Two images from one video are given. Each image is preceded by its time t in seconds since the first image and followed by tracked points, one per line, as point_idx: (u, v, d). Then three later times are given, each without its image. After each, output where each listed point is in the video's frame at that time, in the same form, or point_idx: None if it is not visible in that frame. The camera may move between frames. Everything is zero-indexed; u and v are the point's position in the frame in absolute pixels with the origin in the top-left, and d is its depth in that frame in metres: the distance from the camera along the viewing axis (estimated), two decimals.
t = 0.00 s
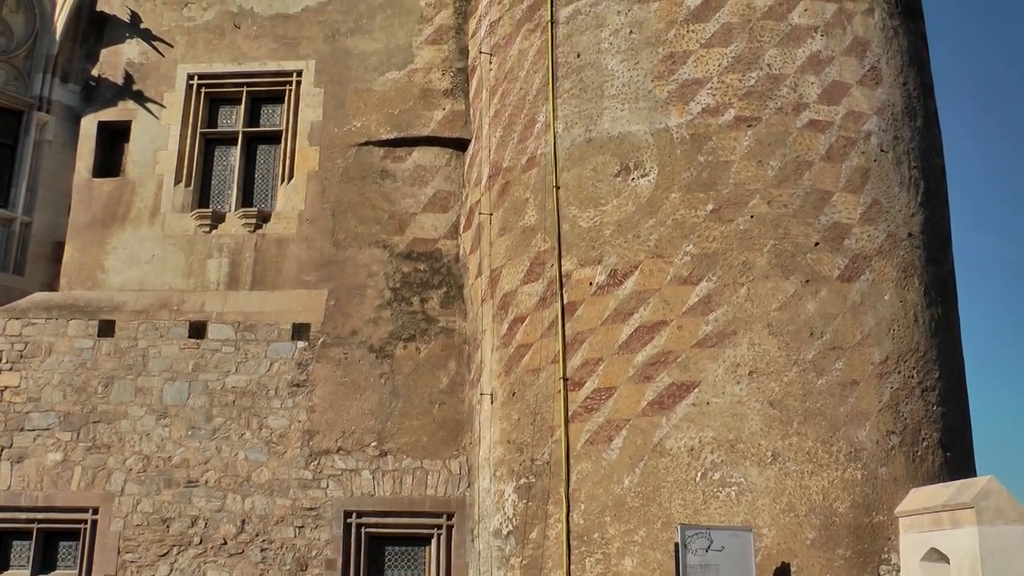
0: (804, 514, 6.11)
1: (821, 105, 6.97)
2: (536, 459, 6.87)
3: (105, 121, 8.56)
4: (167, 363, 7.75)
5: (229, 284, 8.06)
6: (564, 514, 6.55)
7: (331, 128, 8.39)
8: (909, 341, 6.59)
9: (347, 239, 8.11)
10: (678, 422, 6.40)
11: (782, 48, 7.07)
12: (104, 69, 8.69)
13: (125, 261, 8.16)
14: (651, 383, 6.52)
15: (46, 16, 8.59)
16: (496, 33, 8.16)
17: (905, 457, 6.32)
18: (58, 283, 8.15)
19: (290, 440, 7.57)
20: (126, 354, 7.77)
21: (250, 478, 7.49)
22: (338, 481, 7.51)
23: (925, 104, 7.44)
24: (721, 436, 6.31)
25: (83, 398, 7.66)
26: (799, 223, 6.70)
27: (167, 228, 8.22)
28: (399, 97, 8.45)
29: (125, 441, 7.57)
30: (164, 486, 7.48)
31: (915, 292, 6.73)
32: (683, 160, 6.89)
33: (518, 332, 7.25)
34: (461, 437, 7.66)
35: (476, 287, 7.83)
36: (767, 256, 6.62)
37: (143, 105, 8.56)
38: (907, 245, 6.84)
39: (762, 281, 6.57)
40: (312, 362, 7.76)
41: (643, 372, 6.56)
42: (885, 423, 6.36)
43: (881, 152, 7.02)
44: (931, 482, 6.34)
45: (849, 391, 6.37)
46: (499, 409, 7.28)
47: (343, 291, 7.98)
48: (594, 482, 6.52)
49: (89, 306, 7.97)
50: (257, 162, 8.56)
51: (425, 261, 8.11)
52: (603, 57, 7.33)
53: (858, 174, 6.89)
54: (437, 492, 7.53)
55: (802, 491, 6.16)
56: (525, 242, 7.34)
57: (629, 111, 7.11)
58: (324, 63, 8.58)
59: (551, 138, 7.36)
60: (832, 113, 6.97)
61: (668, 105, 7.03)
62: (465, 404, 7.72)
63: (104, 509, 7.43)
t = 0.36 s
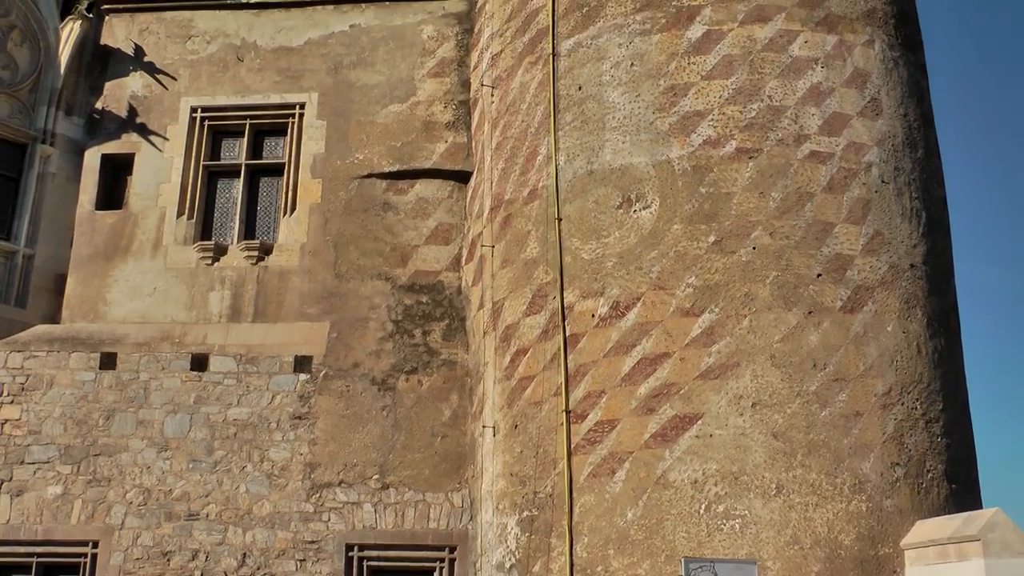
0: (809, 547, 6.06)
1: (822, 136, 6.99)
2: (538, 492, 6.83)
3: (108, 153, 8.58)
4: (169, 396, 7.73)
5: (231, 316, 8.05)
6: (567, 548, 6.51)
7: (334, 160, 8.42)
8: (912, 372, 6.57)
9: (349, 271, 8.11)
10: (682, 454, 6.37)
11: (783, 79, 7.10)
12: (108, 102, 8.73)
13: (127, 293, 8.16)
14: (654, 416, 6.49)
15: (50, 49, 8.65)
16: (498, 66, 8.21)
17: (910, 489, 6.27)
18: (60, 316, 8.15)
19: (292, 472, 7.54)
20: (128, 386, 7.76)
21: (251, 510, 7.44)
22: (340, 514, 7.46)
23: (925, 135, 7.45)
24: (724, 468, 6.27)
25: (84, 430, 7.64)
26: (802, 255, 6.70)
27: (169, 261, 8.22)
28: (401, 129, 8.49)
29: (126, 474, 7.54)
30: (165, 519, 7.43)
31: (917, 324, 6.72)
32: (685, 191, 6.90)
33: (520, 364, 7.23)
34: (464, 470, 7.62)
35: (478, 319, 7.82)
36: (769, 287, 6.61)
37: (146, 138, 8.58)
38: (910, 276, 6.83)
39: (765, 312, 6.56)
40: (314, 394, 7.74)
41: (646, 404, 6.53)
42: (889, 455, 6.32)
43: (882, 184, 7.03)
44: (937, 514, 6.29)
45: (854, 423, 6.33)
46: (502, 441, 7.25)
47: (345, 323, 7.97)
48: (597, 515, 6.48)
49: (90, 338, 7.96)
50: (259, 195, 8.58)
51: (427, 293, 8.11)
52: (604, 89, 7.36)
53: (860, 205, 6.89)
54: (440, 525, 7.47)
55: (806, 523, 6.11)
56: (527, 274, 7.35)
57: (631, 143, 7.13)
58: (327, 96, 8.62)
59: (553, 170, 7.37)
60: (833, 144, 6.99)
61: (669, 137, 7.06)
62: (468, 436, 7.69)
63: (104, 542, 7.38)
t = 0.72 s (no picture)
0: None
1: (823, 166, 7.00)
2: (541, 523, 6.81)
3: (111, 185, 8.62)
4: (170, 427, 7.70)
5: (233, 347, 8.03)
6: None
7: (336, 191, 8.44)
8: (916, 403, 6.53)
9: (351, 302, 8.11)
10: (685, 485, 6.31)
11: (784, 109, 7.12)
12: (112, 133, 8.79)
13: (129, 324, 8.15)
14: (657, 446, 6.45)
15: (54, 81, 8.67)
16: (500, 97, 8.25)
17: (916, 520, 6.19)
18: (62, 347, 8.14)
19: (293, 504, 7.49)
20: (129, 418, 7.74)
21: (252, 542, 7.39)
22: (341, 545, 7.40)
23: (927, 165, 7.46)
24: (728, 499, 6.20)
25: (85, 462, 7.60)
26: (804, 284, 6.69)
27: (171, 292, 8.22)
28: (403, 160, 8.51)
29: (126, 505, 7.50)
30: (166, 551, 7.38)
31: (920, 354, 6.70)
32: (687, 221, 6.90)
33: (523, 396, 7.22)
34: (466, 501, 7.57)
35: (481, 350, 7.81)
36: (772, 317, 6.60)
37: (149, 169, 8.61)
38: (912, 306, 6.81)
39: (767, 342, 6.54)
40: (316, 426, 7.71)
41: (649, 435, 6.49)
42: (894, 485, 6.25)
43: (883, 214, 7.02)
44: (943, 546, 6.22)
45: (858, 453, 6.28)
46: (505, 472, 7.23)
47: (348, 354, 7.96)
48: (601, 546, 6.42)
49: (92, 369, 7.95)
50: (261, 225, 8.58)
51: (430, 324, 8.10)
52: (605, 119, 7.38)
53: (862, 235, 6.89)
54: (442, 556, 7.41)
55: (812, 554, 6.01)
56: (530, 304, 7.35)
57: (633, 173, 7.15)
58: (329, 127, 8.65)
59: (555, 201, 7.39)
60: (834, 174, 7.00)
61: (671, 167, 7.07)
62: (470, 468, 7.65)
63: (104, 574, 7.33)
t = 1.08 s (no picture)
0: None
1: (825, 195, 7.00)
2: (544, 553, 6.77)
3: (113, 215, 8.63)
4: (170, 457, 7.67)
5: (234, 377, 8.01)
6: None
7: (338, 221, 8.44)
8: (919, 432, 6.46)
9: (353, 332, 8.10)
10: (688, 514, 6.27)
11: (785, 138, 7.13)
12: (114, 162, 8.81)
13: (131, 353, 8.13)
14: (659, 476, 6.42)
15: (57, 110, 8.70)
16: (501, 126, 8.28)
17: (920, 550, 6.12)
18: (63, 377, 8.12)
19: (294, 534, 7.44)
20: (129, 448, 7.71)
21: (252, 572, 7.33)
22: None
23: (928, 193, 7.47)
24: (731, 528, 6.15)
25: (84, 492, 7.56)
26: (806, 313, 6.67)
27: (173, 321, 8.20)
28: (405, 190, 8.52)
29: (126, 536, 7.45)
30: None
31: (922, 383, 6.63)
32: (689, 250, 6.90)
33: (525, 425, 7.20)
34: (468, 532, 7.51)
35: (482, 380, 7.79)
36: (774, 346, 6.58)
37: (151, 199, 8.62)
38: (915, 334, 6.77)
39: (769, 371, 6.51)
40: (317, 456, 7.68)
41: (652, 464, 6.46)
42: (897, 515, 6.18)
43: (885, 242, 7.00)
44: None
45: (861, 482, 6.22)
46: (506, 502, 7.19)
47: (349, 384, 7.94)
48: None
49: (92, 399, 7.93)
50: (263, 255, 8.58)
51: (431, 353, 8.08)
52: (606, 149, 7.39)
53: (864, 263, 6.87)
54: None
55: None
56: (532, 334, 7.34)
57: (635, 202, 7.15)
58: (331, 156, 8.67)
59: (557, 231, 7.38)
60: (835, 202, 7.00)
61: (672, 196, 7.08)
62: (472, 498, 7.61)
63: None
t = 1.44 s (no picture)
0: None
1: (826, 223, 7.00)
2: None
3: (114, 244, 8.64)
4: (170, 487, 7.63)
5: (235, 407, 7.98)
6: None
7: (339, 250, 8.45)
8: (923, 460, 6.42)
9: (354, 361, 8.08)
10: (690, 544, 6.21)
11: (786, 167, 7.15)
12: (116, 192, 8.82)
13: (131, 383, 8.11)
14: (661, 505, 6.38)
15: (60, 140, 8.74)
16: (503, 155, 8.30)
17: None
18: (63, 407, 8.09)
19: (294, 564, 7.38)
20: (129, 478, 7.67)
21: None
22: None
23: (929, 222, 7.47)
24: (734, 558, 6.10)
25: (83, 522, 7.51)
26: (808, 341, 6.66)
27: (174, 351, 8.19)
28: (407, 219, 8.53)
29: (125, 566, 7.38)
30: None
31: (925, 411, 6.59)
32: (690, 279, 6.90)
33: (526, 455, 7.17)
34: (470, 562, 7.45)
35: (484, 410, 7.77)
36: (776, 374, 6.56)
37: (152, 228, 8.63)
38: (917, 362, 6.74)
39: (772, 400, 6.49)
40: (318, 485, 7.64)
41: (654, 493, 6.43)
42: (901, 544, 6.12)
43: (887, 270, 6.99)
44: None
45: (864, 511, 6.17)
46: (507, 532, 7.14)
47: (350, 414, 7.92)
48: None
49: (92, 429, 7.90)
50: (264, 284, 8.56)
51: (433, 383, 8.06)
52: (608, 177, 7.40)
53: (865, 292, 6.86)
54: None
55: None
56: (533, 363, 7.33)
57: (636, 231, 7.15)
58: (333, 185, 8.68)
59: (558, 259, 7.38)
60: (837, 231, 7.00)
61: (674, 225, 7.08)
62: (473, 528, 7.56)
63: None
